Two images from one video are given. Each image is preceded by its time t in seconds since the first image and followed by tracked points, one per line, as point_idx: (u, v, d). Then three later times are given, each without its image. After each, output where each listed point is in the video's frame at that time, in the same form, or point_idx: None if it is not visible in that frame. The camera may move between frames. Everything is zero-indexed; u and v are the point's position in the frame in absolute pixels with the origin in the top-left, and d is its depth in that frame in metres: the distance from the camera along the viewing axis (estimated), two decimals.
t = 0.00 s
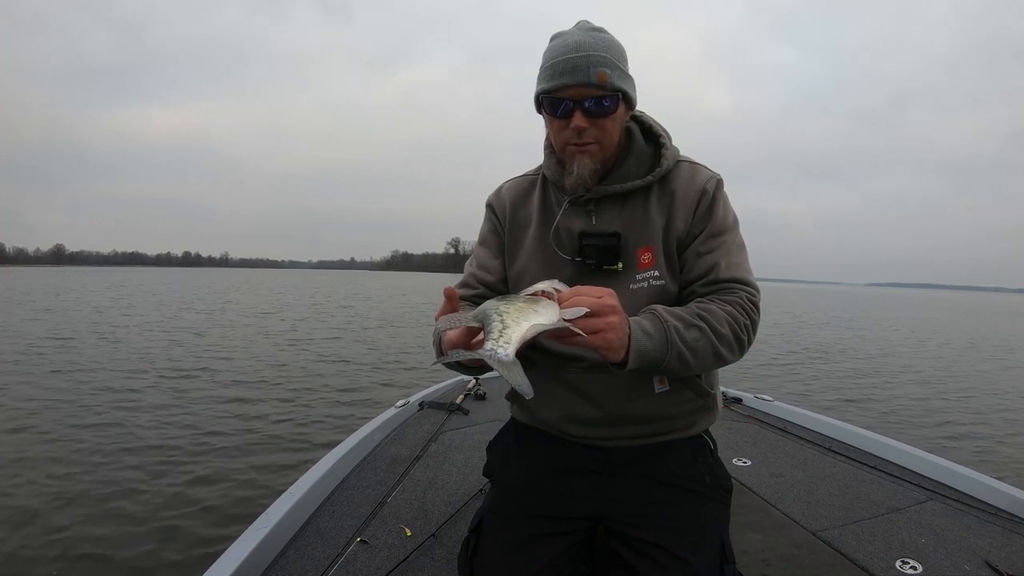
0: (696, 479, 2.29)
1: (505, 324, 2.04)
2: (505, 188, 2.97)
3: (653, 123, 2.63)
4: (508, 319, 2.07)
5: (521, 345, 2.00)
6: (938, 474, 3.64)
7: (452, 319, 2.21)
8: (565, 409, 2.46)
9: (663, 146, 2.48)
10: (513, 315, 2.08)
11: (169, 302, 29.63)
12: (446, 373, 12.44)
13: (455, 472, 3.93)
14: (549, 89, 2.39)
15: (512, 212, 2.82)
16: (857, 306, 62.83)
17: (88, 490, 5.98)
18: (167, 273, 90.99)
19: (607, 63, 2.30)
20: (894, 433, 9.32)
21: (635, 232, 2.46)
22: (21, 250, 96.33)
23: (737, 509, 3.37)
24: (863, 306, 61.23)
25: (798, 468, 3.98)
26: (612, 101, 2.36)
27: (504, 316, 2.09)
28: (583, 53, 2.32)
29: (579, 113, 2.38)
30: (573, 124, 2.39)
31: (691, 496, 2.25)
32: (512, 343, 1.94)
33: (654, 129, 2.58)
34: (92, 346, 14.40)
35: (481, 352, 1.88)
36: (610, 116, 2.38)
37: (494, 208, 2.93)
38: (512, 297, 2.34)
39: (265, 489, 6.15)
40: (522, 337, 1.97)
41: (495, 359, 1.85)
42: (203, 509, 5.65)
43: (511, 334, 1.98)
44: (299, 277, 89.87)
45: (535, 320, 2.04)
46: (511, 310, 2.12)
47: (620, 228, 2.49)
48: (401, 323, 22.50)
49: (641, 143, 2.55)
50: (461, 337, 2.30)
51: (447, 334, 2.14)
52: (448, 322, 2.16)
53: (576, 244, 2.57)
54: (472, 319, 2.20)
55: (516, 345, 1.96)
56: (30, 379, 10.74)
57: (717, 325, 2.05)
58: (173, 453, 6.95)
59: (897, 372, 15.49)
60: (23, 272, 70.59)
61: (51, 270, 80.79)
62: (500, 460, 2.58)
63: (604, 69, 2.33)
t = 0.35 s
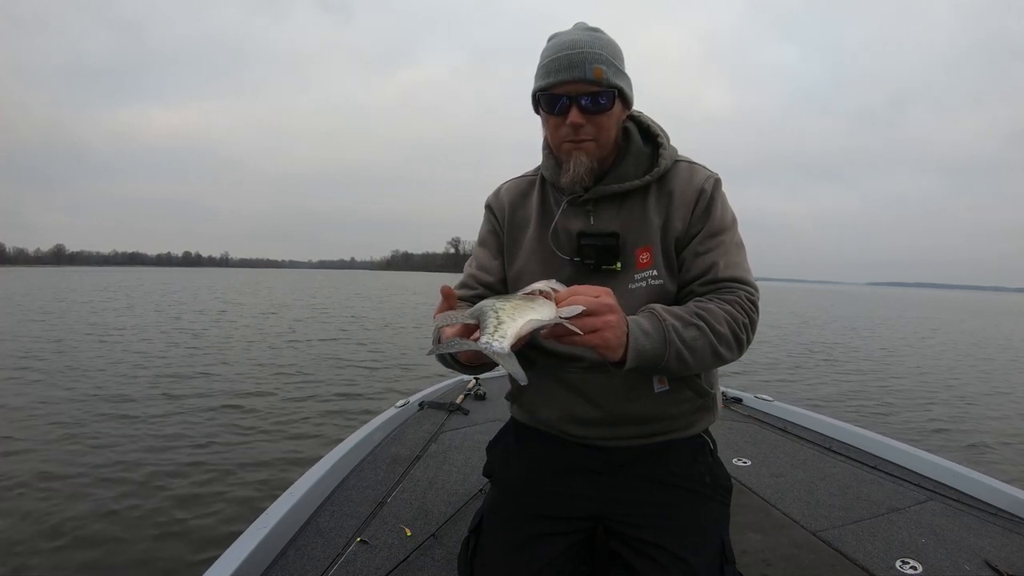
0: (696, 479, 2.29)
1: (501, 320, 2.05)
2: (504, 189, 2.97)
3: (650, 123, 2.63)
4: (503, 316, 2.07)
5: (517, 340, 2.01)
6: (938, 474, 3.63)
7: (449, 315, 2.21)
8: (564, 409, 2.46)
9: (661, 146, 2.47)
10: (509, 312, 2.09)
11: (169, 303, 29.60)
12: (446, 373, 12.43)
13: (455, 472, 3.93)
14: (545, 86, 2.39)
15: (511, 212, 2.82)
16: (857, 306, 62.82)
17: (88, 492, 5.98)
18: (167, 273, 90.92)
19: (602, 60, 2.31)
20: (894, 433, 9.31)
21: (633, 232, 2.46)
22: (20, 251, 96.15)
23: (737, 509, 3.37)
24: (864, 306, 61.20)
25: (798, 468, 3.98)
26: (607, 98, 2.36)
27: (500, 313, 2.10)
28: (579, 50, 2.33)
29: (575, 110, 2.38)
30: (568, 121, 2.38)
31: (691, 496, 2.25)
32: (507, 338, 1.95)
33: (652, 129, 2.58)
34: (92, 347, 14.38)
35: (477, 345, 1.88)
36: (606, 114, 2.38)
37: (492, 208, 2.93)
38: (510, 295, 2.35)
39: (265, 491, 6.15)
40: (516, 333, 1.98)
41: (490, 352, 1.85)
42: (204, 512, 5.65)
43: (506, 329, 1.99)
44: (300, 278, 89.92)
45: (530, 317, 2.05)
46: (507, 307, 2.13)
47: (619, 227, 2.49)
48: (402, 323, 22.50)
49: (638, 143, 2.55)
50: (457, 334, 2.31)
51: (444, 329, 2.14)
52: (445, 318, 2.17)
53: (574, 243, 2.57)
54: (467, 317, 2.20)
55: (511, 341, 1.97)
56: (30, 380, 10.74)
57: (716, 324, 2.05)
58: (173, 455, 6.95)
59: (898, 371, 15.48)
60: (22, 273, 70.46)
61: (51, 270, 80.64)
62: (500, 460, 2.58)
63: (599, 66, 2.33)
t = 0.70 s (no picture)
0: (696, 479, 2.29)
1: (500, 322, 2.04)
2: (504, 189, 2.97)
3: (649, 123, 2.63)
4: (502, 318, 2.07)
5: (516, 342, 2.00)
6: (938, 474, 3.63)
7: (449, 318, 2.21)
8: (564, 409, 2.46)
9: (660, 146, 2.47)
10: (507, 315, 2.09)
11: (168, 304, 29.59)
12: (446, 374, 12.43)
13: (455, 471, 3.94)
14: (543, 87, 2.40)
15: (510, 213, 2.82)
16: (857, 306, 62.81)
17: (89, 491, 5.98)
18: (167, 273, 90.89)
19: (598, 59, 2.30)
20: (894, 434, 9.30)
21: (633, 232, 2.46)
22: (20, 251, 96.24)
23: (737, 509, 3.37)
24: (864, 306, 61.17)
25: (798, 468, 3.98)
26: (604, 97, 2.36)
27: (499, 315, 2.10)
28: (574, 49, 2.33)
29: (572, 109, 2.38)
30: (566, 121, 2.38)
31: (692, 496, 2.25)
32: (507, 340, 1.94)
33: (651, 130, 2.58)
34: (92, 347, 14.37)
35: (476, 346, 1.88)
36: (604, 113, 2.38)
37: (492, 209, 2.93)
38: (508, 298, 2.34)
39: (266, 490, 6.16)
40: (516, 335, 1.98)
41: (491, 353, 1.84)
42: (204, 511, 5.65)
43: (505, 331, 1.99)
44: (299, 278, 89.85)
45: (529, 318, 2.05)
46: (506, 310, 2.12)
47: (619, 227, 2.49)
48: (402, 324, 22.50)
49: (638, 143, 2.55)
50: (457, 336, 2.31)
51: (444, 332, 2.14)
52: (445, 321, 2.16)
53: (574, 244, 2.57)
54: (465, 320, 2.20)
55: (510, 343, 1.96)
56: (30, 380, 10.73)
57: (716, 324, 2.05)
58: (173, 454, 6.95)
59: (899, 372, 15.47)
60: (23, 273, 70.54)
61: (51, 270, 80.47)
62: (500, 460, 2.58)
63: (595, 65, 2.33)
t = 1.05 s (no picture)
0: (696, 479, 2.29)
1: (501, 322, 2.04)
2: (504, 189, 2.97)
3: (649, 123, 2.63)
4: (503, 318, 2.07)
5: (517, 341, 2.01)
6: (938, 474, 3.64)
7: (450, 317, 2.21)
8: (565, 409, 2.46)
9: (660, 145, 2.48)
10: (508, 314, 2.09)
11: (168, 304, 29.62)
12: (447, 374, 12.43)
13: (455, 472, 3.94)
14: (543, 87, 2.40)
15: (510, 213, 2.82)
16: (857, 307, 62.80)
17: (89, 488, 5.98)
18: (167, 273, 90.91)
19: (598, 60, 2.31)
20: (894, 434, 9.30)
21: (634, 230, 2.46)
22: (20, 251, 96.30)
23: (737, 509, 3.37)
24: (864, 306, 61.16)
25: (798, 468, 3.98)
26: (604, 97, 2.36)
27: (500, 315, 2.10)
28: (574, 50, 2.33)
29: (573, 110, 2.38)
30: (566, 121, 2.39)
31: (691, 496, 2.25)
32: (508, 340, 1.95)
33: (650, 129, 2.59)
34: (92, 347, 14.37)
35: (478, 346, 1.88)
36: (604, 113, 2.38)
37: (493, 209, 2.93)
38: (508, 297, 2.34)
39: (266, 488, 6.15)
40: (517, 334, 1.98)
41: (493, 353, 1.85)
42: (204, 508, 5.65)
43: (507, 330, 1.99)
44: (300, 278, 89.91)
45: (529, 318, 2.05)
46: (506, 309, 2.12)
47: (619, 226, 2.49)
48: (402, 325, 22.51)
49: (638, 142, 2.55)
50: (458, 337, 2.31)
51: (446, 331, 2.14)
52: (447, 320, 2.16)
53: (574, 243, 2.57)
54: (465, 320, 2.20)
55: (512, 342, 1.96)
56: (30, 377, 10.74)
57: (717, 322, 2.05)
58: (173, 452, 6.95)
59: (899, 372, 15.47)
60: (23, 272, 70.55)
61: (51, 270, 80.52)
62: (500, 460, 2.58)
63: (595, 65, 2.33)
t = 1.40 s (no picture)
0: (696, 479, 2.29)
1: (500, 316, 2.05)
2: (504, 188, 2.97)
3: (650, 121, 2.63)
4: (503, 312, 2.08)
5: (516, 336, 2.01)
6: (937, 474, 3.63)
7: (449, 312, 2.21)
8: (565, 409, 2.46)
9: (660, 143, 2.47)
10: (508, 309, 2.09)
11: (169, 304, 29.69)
12: (447, 374, 12.42)
13: (455, 471, 3.94)
14: (544, 87, 2.40)
15: (510, 211, 2.82)
16: (857, 307, 62.81)
17: (89, 490, 5.98)
18: (166, 273, 90.95)
19: (598, 59, 2.31)
20: (895, 434, 9.29)
21: (634, 228, 2.46)
22: (20, 252, 96.23)
23: (737, 509, 3.37)
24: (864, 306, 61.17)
25: (798, 468, 3.98)
26: (605, 97, 2.36)
27: (499, 309, 2.10)
28: (574, 49, 2.33)
29: (573, 109, 2.38)
30: (566, 120, 2.39)
31: (691, 496, 2.25)
32: (508, 333, 1.95)
33: (650, 127, 2.58)
34: (92, 348, 14.39)
35: (478, 341, 1.88)
36: (604, 112, 2.38)
37: (492, 207, 2.93)
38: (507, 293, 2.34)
39: (266, 489, 6.15)
40: (517, 328, 1.98)
41: (493, 347, 1.85)
42: (204, 509, 5.67)
43: (506, 325, 2.00)
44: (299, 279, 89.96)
45: (528, 313, 2.04)
46: (506, 304, 2.13)
47: (619, 223, 2.49)
48: (402, 325, 22.51)
49: (638, 141, 2.55)
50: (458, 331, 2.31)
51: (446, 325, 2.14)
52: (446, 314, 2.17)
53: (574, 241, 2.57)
54: (463, 316, 2.19)
55: (512, 337, 1.97)
56: (31, 379, 10.77)
57: (718, 319, 2.05)
58: (173, 453, 6.96)
59: (899, 372, 15.47)
60: (22, 273, 70.50)
61: (51, 271, 80.63)
62: (500, 460, 2.58)
63: (596, 65, 2.33)
